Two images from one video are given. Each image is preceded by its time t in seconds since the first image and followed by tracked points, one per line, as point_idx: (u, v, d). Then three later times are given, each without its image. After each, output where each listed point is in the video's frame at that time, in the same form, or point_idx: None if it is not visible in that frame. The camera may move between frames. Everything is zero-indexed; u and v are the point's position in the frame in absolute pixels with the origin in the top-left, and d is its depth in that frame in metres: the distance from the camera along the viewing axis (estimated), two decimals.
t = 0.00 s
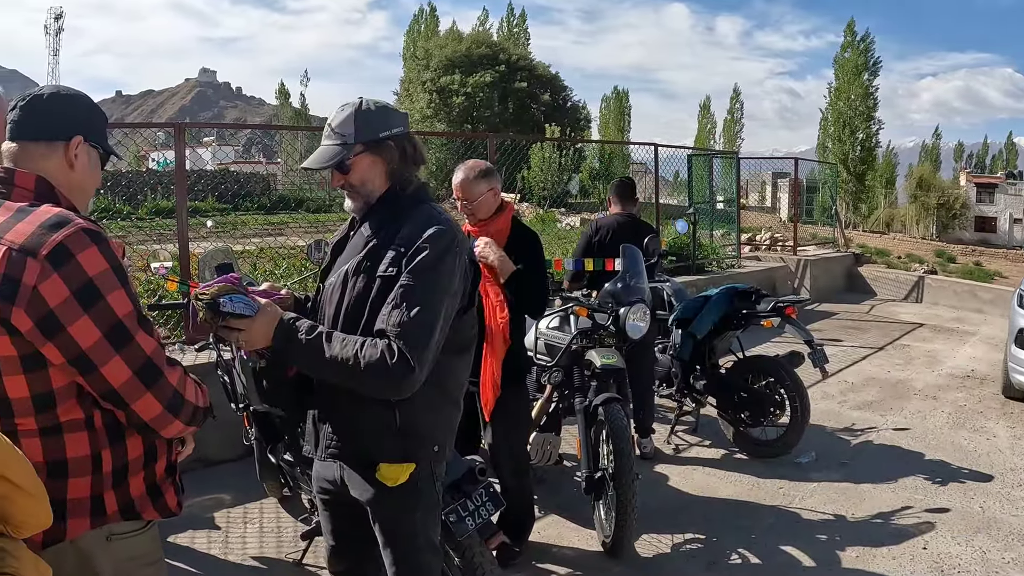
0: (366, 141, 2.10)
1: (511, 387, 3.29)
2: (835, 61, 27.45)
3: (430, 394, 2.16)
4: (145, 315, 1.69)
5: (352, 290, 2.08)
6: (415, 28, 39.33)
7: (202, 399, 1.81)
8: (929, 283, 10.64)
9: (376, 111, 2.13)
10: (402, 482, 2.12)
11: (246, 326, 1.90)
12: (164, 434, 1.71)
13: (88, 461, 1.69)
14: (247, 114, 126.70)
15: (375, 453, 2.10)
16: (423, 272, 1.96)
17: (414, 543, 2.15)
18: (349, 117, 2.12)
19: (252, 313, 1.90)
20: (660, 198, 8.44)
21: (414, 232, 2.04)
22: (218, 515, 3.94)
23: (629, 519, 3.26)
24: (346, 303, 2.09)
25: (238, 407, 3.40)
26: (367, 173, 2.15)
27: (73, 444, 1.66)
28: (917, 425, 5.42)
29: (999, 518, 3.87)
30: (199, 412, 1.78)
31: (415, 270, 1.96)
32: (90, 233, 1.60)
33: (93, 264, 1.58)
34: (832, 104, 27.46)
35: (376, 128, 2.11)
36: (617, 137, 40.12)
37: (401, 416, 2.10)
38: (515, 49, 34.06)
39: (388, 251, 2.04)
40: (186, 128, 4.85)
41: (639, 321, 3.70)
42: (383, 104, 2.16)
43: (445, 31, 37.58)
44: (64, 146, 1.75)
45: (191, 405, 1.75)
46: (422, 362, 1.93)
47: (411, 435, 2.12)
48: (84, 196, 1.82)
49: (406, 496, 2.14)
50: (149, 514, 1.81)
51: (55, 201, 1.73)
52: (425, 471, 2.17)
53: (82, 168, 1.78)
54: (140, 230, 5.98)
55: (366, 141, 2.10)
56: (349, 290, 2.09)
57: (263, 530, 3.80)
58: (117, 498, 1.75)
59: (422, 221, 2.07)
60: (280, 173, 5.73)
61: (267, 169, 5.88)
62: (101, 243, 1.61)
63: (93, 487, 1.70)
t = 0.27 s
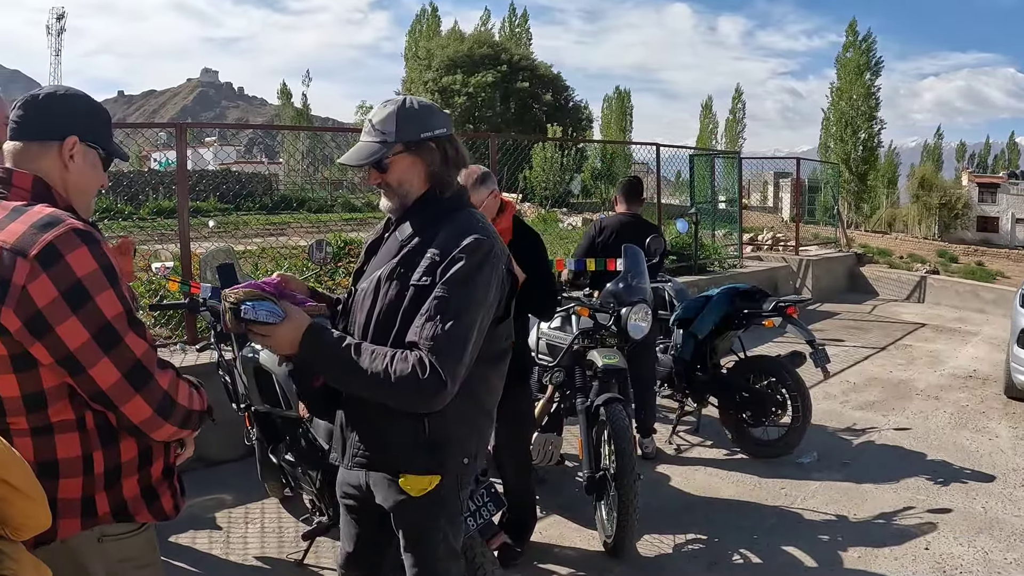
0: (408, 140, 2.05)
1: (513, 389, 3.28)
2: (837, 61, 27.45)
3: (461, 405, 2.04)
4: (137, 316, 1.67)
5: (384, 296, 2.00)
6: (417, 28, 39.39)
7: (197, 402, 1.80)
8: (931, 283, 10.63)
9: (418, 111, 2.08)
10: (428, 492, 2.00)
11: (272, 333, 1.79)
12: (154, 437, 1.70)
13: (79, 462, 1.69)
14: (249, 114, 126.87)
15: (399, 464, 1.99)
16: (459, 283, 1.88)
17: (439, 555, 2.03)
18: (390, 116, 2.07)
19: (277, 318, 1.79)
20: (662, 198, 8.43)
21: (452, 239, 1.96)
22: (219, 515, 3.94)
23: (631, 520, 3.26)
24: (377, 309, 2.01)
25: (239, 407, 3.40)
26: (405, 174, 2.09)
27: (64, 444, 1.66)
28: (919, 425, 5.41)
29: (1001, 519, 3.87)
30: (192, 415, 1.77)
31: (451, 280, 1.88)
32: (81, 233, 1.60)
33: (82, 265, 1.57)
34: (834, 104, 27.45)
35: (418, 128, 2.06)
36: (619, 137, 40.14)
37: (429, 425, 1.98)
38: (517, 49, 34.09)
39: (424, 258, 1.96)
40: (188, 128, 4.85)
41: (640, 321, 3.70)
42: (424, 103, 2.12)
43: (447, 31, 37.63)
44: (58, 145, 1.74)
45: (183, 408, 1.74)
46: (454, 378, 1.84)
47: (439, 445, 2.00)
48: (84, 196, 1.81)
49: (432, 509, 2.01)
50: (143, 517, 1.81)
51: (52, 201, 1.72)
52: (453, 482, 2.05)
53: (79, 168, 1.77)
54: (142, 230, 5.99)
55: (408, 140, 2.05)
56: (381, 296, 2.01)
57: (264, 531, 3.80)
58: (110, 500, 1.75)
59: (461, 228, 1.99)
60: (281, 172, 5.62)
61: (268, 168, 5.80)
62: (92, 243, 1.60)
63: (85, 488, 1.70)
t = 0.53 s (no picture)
0: (418, 135, 2.04)
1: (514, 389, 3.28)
2: (839, 61, 27.43)
3: (471, 410, 2.04)
4: (131, 315, 1.67)
5: (393, 296, 2.00)
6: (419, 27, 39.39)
7: (195, 403, 1.79)
8: (933, 282, 10.61)
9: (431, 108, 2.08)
10: (434, 493, 1.99)
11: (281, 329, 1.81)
12: (149, 437, 1.70)
13: (74, 462, 1.68)
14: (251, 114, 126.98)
15: (404, 465, 1.98)
16: (469, 285, 1.87)
17: (442, 556, 2.02)
18: (403, 110, 2.07)
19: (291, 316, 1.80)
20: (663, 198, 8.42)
21: (462, 240, 1.95)
22: (220, 515, 3.94)
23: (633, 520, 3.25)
24: (386, 309, 2.01)
25: (239, 406, 3.40)
26: (417, 169, 2.08)
27: (58, 444, 1.66)
28: (921, 425, 5.40)
29: (1003, 519, 3.86)
30: (188, 416, 1.76)
31: (462, 283, 1.87)
32: (74, 231, 1.59)
33: (74, 263, 1.57)
34: (835, 104, 27.42)
35: (431, 125, 2.05)
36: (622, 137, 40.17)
37: (437, 428, 1.98)
38: (518, 49, 34.08)
39: (434, 258, 1.96)
40: (189, 128, 4.85)
41: (642, 321, 3.66)
42: (438, 100, 2.11)
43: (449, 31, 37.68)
44: (55, 145, 1.74)
45: (179, 408, 1.73)
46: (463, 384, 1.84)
47: (446, 449, 2.00)
48: (83, 194, 1.81)
49: (437, 510, 2.01)
50: (139, 518, 1.81)
51: (50, 200, 1.72)
52: (458, 486, 2.04)
53: (76, 168, 1.77)
54: (144, 230, 5.99)
55: (418, 135, 2.04)
56: (390, 295, 2.01)
57: (265, 531, 3.79)
58: (105, 500, 1.74)
59: (472, 228, 1.98)
60: (285, 173, 5.66)
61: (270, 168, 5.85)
62: (85, 242, 1.60)
63: (80, 488, 1.70)
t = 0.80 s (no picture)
0: (426, 132, 2.04)
1: (516, 389, 3.27)
2: (840, 61, 27.41)
3: (464, 409, 2.04)
4: (132, 315, 1.66)
5: (390, 294, 1.99)
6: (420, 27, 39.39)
7: (196, 403, 1.79)
8: (935, 283, 10.59)
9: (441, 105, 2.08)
10: (425, 493, 1.99)
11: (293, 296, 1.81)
12: (151, 437, 1.69)
13: (75, 463, 1.68)
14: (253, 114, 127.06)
15: (396, 464, 1.96)
16: (464, 286, 1.87)
17: (434, 555, 2.02)
18: (413, 106, 2.07)
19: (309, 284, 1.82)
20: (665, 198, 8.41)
21: (459, 240, 1.95)
22: (221, 515, 3.94)
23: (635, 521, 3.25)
24: (382, 307, 2.01)
25: (241, 407, 3.40)
26: (421, 168, 2.08)
27: (60, 445, 1.66)
28: (923, 425, 5.39)
29: (1006, 519, 3.85)
30: (190, 416, 1.76)
31: (457, 283, 1.87)
32: (74, 231, 1.59)
33: (74, 264, 1.56)
34: (837, 104, 27.38)
35: (439, 123, 2.05)
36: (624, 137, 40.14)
37: (430, 426, 1.97)
38: (520, 49, 34.08)
39: (431, 257, 1.95)
40: (190, 128, 4.85)
41: (644, 321, 3.65)
42: (448, 100, 2.11)
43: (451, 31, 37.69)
44: (55, 144, 1.73)
45: (180, 408, 1.73)
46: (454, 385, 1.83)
47: (439, 448, 1.99)
48: (83, 194, 1.80)
49: (429, 509, 2.00)
50: (141, 519, 1.80)
51: (50, 200, 1.72)
52: (451, 485, 2.03)
53: (76, 167, 1.76)
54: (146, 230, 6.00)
55: (426, 133, 2.04)
56: (387, 293, 2.01)
57: (267, 531, 3.79)
58: (106, 501, 1.74)
59: (470, 229, 1.98)
60: (287, 173, 5.66)
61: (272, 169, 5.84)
62: (85, 242, 1.60)
63: (81, 488, 1.70)
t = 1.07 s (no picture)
0: (422, 130, 2.05)
1: (517, 389, 3.27)
2: (841, 61, 27.39)
3: (454, 407, 2.01)
4: (133, 317, 1.66)
5: (382, 287, 2.00)
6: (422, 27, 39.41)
7: (197, 404, 1.79)
8: (937, 282, 10.57)
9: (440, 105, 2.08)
10: (418, 492, 1.98)
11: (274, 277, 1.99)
12: (152, 440, 1.69)
13: (77, 465, 1.68)
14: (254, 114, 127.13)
15: (387, 462, 1.96)
16: (451, 276, 1.87)
17: (429, 554, 2.02)
18: (411, 105, 2.09)
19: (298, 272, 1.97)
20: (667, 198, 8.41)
21: (452, 234, 1.95)
22: (223, 515, 3.94)
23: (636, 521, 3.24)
24: (375, 299, 2.02)
25: (242, 407, 3.40)
26: (417, 165, 2.08)
27: (61, 447, 1.66)
28: (925, 425, 5.38)
29: (1008, 520, 3.84)
30: (191, 418, 1.76)
31: (444, 273, 1.87)
32: (75, 233, 1.59)
33: (75, 266, 1.56)
34: (839, 104, 27.37)
35: (435, 121, 2.06)
36: (625, 137, 40.14)
37: (419, 423, 1.97)
38: (521, 49, 34.09)
39: (423, 250, 1.96)
40: (192, 129, 4.85)
41: (646, 321, 3.64)
42: (447, 99, 2.11)
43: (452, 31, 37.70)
44: (55, 144, 1.74)
45: (182, 410, 1.73)
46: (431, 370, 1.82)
47: (428, 446, 1.98)
48: (83, 194, 1.80)
49: (423, 507, 2.00)
50: (143, 520, 1.80)
51: (50, 200, 1.72)
52: (444, 485, 2.02)
53: (76, 167, 1.76)
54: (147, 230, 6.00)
55: (423, 130, 2.05)
56: (380, 286, 2.02)
57: (268, 531, 3.79)
58: (108, 503, 1.74)
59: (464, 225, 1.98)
60: (288, 173, 5.66)
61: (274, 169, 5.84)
62: (86, 244, 1.60)
63: (83, 490, 1.70)
